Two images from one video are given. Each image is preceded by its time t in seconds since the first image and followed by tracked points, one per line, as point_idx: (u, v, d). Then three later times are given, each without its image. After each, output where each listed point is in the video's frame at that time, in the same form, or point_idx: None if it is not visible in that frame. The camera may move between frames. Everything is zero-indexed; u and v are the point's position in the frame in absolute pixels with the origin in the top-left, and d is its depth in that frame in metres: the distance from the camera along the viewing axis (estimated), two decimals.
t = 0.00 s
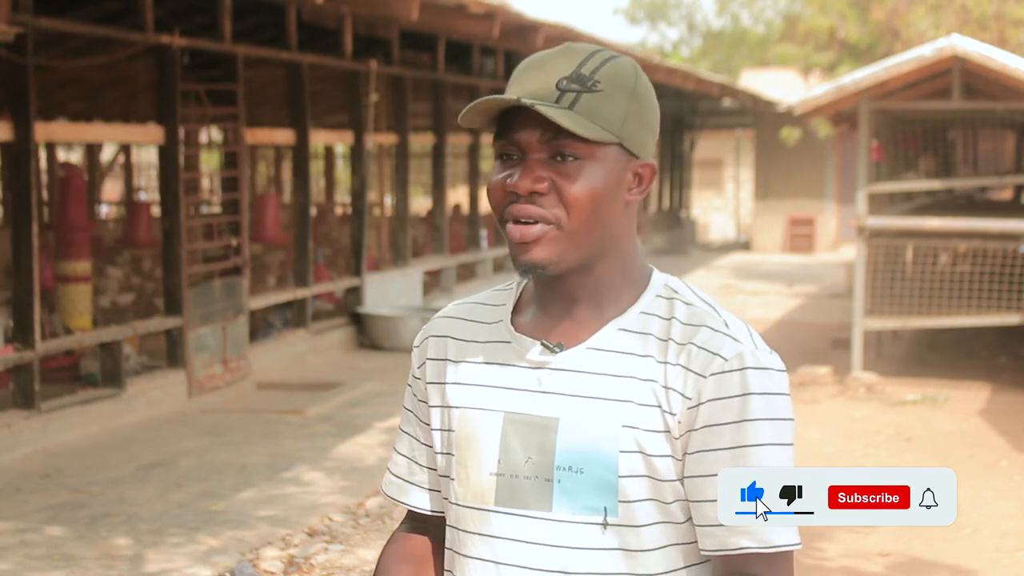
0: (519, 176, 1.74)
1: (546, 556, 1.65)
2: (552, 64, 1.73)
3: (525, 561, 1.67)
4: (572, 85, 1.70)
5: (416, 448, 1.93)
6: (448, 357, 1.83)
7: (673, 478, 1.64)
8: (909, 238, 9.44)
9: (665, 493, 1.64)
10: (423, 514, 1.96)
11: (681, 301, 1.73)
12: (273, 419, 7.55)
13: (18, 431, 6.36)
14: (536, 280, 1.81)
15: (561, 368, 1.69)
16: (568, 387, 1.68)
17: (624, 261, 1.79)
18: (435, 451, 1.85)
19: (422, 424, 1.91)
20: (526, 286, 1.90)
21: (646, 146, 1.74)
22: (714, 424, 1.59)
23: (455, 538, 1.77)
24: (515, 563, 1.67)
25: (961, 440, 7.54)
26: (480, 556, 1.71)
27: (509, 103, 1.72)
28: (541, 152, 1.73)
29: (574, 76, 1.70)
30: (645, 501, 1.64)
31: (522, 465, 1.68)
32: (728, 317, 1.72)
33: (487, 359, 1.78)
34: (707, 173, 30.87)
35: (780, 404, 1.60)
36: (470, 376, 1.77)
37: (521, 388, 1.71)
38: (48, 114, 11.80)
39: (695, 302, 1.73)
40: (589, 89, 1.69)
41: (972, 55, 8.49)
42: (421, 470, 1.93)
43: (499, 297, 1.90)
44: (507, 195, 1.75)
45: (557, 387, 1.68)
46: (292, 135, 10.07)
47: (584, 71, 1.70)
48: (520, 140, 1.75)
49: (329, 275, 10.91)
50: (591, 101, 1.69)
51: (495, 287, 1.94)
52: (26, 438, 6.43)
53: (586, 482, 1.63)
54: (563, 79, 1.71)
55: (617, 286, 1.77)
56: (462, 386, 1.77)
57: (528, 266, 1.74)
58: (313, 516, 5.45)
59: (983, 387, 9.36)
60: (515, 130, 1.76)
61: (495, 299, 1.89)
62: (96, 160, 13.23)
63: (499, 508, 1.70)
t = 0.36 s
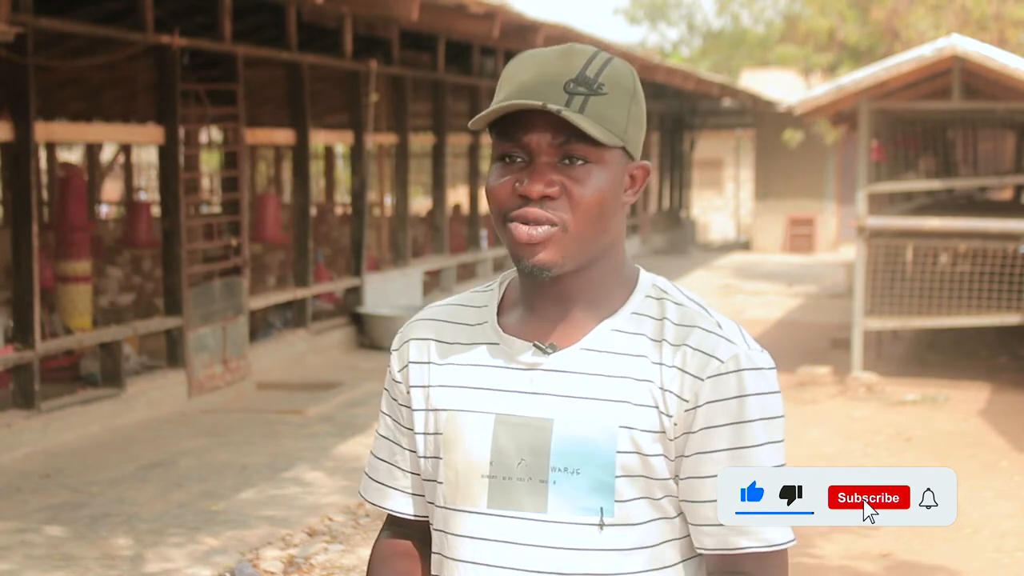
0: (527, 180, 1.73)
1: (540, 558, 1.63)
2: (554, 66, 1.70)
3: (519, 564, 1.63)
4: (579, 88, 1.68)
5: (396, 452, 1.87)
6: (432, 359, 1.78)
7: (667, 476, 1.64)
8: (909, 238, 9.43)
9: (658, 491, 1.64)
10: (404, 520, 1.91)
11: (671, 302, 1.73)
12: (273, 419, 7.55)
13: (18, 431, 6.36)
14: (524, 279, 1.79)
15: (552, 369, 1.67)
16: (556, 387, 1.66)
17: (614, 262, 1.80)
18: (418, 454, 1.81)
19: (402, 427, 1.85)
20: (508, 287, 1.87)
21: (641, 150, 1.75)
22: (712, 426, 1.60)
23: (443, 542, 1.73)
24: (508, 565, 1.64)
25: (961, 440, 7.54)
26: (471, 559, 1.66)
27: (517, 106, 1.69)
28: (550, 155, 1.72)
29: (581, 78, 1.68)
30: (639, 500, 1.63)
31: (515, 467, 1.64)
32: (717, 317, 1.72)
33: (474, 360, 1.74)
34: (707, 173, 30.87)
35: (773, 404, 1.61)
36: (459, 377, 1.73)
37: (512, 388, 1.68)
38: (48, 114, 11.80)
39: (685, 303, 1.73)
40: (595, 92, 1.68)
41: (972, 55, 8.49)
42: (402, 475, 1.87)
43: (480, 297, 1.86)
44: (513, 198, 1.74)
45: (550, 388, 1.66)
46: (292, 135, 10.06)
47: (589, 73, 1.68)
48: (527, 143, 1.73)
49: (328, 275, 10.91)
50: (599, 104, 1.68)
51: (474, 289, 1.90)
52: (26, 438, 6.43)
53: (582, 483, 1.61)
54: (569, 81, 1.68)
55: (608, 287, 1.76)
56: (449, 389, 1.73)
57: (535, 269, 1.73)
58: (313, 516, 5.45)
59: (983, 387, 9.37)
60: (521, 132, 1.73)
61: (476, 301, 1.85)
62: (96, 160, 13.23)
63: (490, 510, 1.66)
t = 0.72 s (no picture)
0: (529, 178, 1.72)
1: (534, 556, 1.62)
2: (553, 63, 1.69)
3: (513, 562, 1.63)
4: (579, 86, 1.67)
5: (382, 452, 1.87)
6: (422, 358, 1.78)
7: (661, 474, 1.64)
8: (909, 238, 9.44)
9: (652, 489, 1.64)
10: (387, 521, 1.91)
11: (665, 299, 1.73)
12: (273, 419, 7.55)
13: (18, 431, 6.36)
14: (519, 277, 1.79)
15: (546, 367, 1.67)
16: (551, 384, 1.65)
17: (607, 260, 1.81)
18: (407, 453, 1.81)
19: (390, 428, 1.85)
20: (499, 286, 1.87)
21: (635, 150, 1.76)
22: (705, 422, 1.61)
23: (436, 540, 1.72)
24: (501, 562, 1.63)
25: (961, 440, 7.54)
26: (464, 557, 1.66)
27: (518, 104, 1.68)
28: (550, 153, 1.72)
29: (581, 77, 1.67)
30: (634, 498, 1.63)
31: (509, 465, 1.64)
32: (711, 314, 1.73)
33: (467, 359, 1.73)
34: (707, 173, 30.87)
35: (766, 403, 1.62)
36: (451, 375, 1.73)
37: (505, 387, 1.67)
38: (48, 114, 11.79)
39: (678, 300, 1.73)
40: (594, 91, 1.67)
41: (971, 55, 8.49)
42: (388, 476, 1.87)
43: (470, 296, 1.86)
44: (515, 195, 1.73)
45: (544, 386, 1.65)
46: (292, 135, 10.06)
47: (589, 72, 1.68)
48: (528, 140, 1.72)
49: (328, 275, 10.91)
50: (598, 103, 1.67)
51: (463, 289, 1.89)
52: (25, 438, 6.43)
53: (577, 480, 1.61)
54: (571, 79, 1.67)
55: (603, 284, 1.77)
56: (441, 385, 1.73)
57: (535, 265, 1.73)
58: (312, 516, 5.45)
59: (983, 387, 9.37)
60: (522, 129, 1.72)
61: (465, 300, 1.85)
62: (96, 160, 13.22)
63: (486, 508, 1.66)
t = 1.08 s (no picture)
0: (526, 177, 1.72)
1: (530, 557, 1.62)
2: (547, 61, 1.68)
3: (509, 563, 1.63)
4: (574, 85, 1.68)
5: (379, 454, 1.86)
6: (418, 360, 1.78)
7: (656, 474, 1.65)
8: (909, 238, 9.44)
9: (647, 488, 1.64)
10: (387, 523, 1.91)
11: (659, 299, 1.73)
12: (273, 419, 7.56)
13: (18, 431, 6.36)
14: (514, 276, 1.78)
15: (541, 367, 1.67)
16: (546, 385, 1.65)
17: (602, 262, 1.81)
18: (404, 454, 1.80)
19: (386, 430, 1.84)
20: (495, 287, 1.87)
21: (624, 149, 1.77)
22: (701, 422, 1.62)
23: (432, 541, 1.72)
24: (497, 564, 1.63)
25: (962, 440, 7.54)
26: (460, 559, 1.66)
27: (515, 102, 1.68)
28: (547, 152, 1.72)
29: (576, 75, 1.68)
30: (629, 498, 1.63)
31: (504, 466, 1.63)
32: (705, 314, 1.73)
33: (463, 359, 1.73)
34: (707, 173, 30.88)
35: (761, 403, 1.63)
36: (447, 375, 1.72)
37: (500, 387, 1.67)
38: (48, 114, 11.79)
39: (672, 300, 1.74)
40: (589, 89, 1.68)
41: (971, 55, 8.49)
42: (386, 477, 1.87)
43: (466, 298, 1.85)
44: (511, 195, 1.73)
45: (539, 387, 1.65)
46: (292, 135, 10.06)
47: (583, 71, 1.68)
48: (524, 139, 1.72)
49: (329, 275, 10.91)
50: (594, 101, 1.68)
51: (459, 290, 1.89)
52: (25, 438, 6.43)
53: (572, 481, 1.61)
54: (565, 78, 1.68)
55: (598, 284, 1.77)
56: (437, 387, 1.72)
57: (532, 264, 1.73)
58: (312, 516, 5.45)
59: (983, 387, 9.37)
60: (518, 128, 1.72)
61: (460, 301, 1.85)
62: (96, 160, 13.22)
63: (481, 509, 1.65)
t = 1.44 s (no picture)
0: (515, 185, 1.73)
1: (527, 556, 1.62)
2: (535, 66, 1.68)
3: (508, 564, 1.62)
4: (562, 89, 1.67)
5: (378, 454, 1.86)
6: (416, 360, 1.78)
7: (653, 475, 1.64)
8: (909, 238, 9.44)
9: (644, 489, 1.64)
10: (386, 523, 1.91)
11: (657, 300, 1.73)
12: (273, 419, 7.56)
13: (18, 431, 6.36)
14: (510, 282, 1.79)
15: (539, 368, 1.67)
16: (544, 385, 1.65)
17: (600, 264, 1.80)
18: (402, 456, 1.81)
19: (384, 430, 1.84)
20: (493, 287, 1.87)
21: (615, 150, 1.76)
22: (698, 423, 1.61)
23: (428, 542, 1.72)
24: (493, 564, 1.63)
25: (962, 440, 7.54)
26: (456, 559, 1.65)
27: (502, 111, 1.68)
28: (536, 158, 1.72)
29: (564, 80, 1.67)
30: (626, 499, 1.63)
31: (502, 466, 1.64)
32: (703, 315, 1.73)
33: (461, 360, 1.73)
34: (707, 173, 30.88)
35: (760, 403, 1.62)
36: (445, 376, 1.72)
37: (498, 387, 1.67)
38: (49, 114, 11.79)
39: (670, 301, 1.73)
40: (578, 92, 1.67)
41: (971, 55, 8.50)
42: (384, 477, 1.87)
43: (463, 298, 1.85)
44: (503, 202, 1.73)
45: (537, 387, 1.65)
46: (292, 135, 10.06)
47: (571, 74, 1.67)
48: (514, 146, 1.72)
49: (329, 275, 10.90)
50: (582, 105, 1.67)
51: (457, 290, 1.89)
52: (25, 438, 6.43)
53: (570, 482, 1.61)
54: (553, 83, 1.67)
55: (594, 286, 1.76)
56: (434, 387, 1.73)
57: (526, 271, 1.73)
58: (312, 516, 5.45)
59: (983, 387, 9.37)
60: (506, 135, 1.72)
61: (458, 301, 1.85)
62: (96, 160, 13.22)
63: (479, 509, 1.65)
